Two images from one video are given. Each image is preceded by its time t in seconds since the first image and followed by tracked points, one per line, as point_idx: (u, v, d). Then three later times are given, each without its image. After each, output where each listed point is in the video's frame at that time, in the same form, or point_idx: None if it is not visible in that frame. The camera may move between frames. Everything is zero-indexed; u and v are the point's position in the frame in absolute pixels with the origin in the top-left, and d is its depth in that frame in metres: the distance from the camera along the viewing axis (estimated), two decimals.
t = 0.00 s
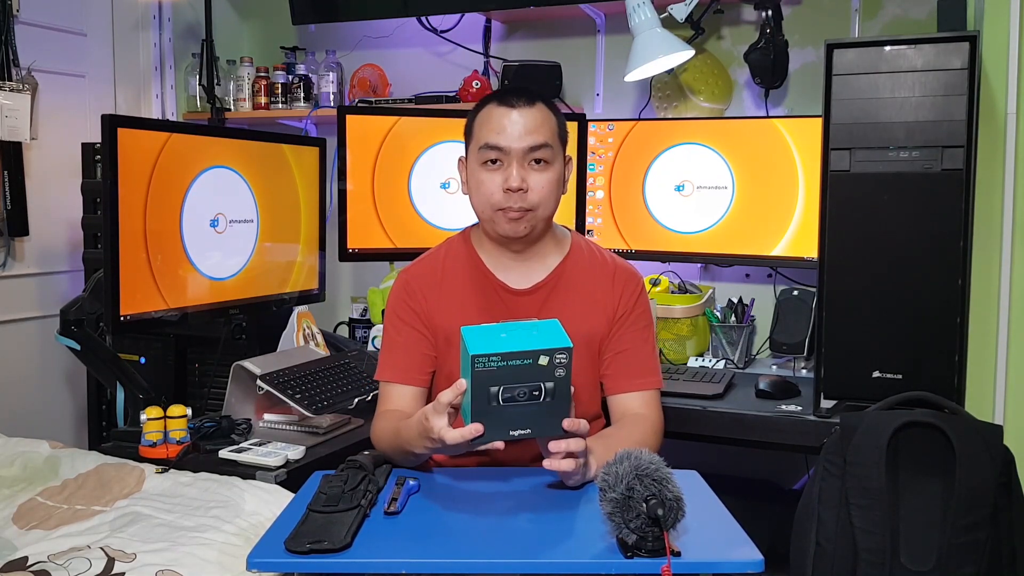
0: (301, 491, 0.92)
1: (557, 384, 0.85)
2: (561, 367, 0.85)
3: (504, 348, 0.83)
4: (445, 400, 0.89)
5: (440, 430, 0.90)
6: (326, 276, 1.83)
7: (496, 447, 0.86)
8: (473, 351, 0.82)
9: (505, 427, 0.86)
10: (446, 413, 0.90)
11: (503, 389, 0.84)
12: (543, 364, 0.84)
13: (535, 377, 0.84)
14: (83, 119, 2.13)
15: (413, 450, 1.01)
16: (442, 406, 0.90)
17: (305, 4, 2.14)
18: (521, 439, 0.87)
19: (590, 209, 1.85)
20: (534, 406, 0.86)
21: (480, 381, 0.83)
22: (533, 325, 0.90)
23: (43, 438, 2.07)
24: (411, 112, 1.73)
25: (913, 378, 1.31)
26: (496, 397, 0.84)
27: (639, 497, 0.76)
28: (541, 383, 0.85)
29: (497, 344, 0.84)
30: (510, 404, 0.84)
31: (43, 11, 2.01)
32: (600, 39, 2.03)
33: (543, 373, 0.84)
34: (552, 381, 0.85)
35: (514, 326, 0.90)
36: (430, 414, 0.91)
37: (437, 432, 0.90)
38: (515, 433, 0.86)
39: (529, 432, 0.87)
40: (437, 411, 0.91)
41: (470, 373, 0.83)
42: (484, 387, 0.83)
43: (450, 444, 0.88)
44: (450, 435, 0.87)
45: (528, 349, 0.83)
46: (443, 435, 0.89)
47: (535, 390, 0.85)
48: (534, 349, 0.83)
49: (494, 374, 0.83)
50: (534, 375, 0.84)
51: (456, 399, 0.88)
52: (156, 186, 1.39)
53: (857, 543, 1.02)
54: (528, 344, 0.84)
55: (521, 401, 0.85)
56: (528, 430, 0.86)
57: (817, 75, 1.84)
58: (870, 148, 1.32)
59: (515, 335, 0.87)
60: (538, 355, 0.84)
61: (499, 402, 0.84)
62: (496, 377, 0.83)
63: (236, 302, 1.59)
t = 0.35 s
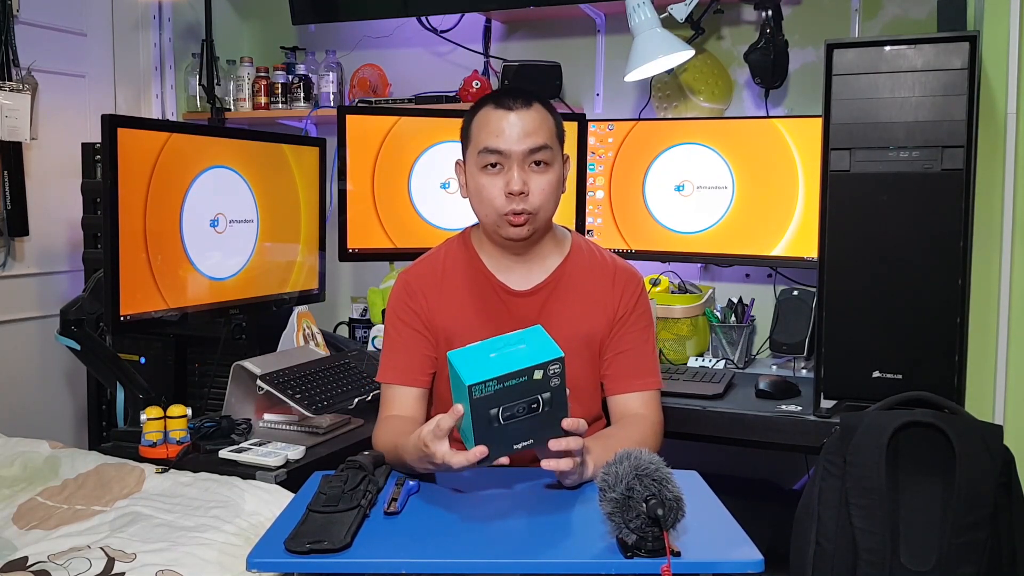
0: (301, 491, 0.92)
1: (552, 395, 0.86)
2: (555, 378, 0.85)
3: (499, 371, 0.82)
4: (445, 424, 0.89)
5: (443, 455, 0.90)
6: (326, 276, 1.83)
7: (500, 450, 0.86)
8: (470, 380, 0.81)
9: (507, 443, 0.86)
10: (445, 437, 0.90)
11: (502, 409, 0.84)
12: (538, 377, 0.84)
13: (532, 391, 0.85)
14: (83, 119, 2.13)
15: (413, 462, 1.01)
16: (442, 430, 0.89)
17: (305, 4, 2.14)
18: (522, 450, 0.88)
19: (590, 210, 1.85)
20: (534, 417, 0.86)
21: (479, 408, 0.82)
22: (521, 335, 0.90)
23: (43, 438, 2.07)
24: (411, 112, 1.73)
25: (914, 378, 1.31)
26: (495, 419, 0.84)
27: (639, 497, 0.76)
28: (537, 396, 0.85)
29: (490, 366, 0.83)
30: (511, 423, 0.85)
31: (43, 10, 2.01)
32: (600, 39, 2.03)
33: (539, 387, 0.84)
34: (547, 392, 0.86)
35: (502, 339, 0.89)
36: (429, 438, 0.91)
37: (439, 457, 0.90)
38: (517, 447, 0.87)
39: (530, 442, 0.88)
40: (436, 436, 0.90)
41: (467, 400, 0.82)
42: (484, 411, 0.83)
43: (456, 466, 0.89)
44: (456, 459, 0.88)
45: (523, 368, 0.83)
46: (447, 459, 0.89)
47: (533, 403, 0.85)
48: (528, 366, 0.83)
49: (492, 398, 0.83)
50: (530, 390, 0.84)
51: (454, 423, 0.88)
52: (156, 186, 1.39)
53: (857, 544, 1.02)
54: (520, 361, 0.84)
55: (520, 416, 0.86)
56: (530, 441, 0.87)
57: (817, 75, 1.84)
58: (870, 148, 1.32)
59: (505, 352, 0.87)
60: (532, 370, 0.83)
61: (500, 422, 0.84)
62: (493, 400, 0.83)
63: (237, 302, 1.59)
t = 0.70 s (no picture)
0: (301, 491, 0.92)
1: (554, 394, 0.86)
2: (557, 377, 0.85)
3: (501, 364, 0.82)
4: (445, 419, 0.87)
5: (441, 451, 0.88)
6: (326, 276, 1.83)
7: (496, 448, 0.85)
8: (471, 370, 0.80)
9: (504, 439, 0.85)
10: (445, 432, 0.89)
11: (501, 403, 0.83)
12: (539, 376, 0.84)
13: (533, 388, 0.84)
14: (83, 119, 2.13)
15: (412, 459, 1.01)
16: (442, 425, 0.88)
17: (306, 4, 2.14)
18: (520, 449, 0.86)
19: (590, 210, 1.85)
20: (532, 416, 0.85)
21: (479, 399, 0.82)
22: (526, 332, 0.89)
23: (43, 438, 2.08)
24: (410, 112, 1.73)
25: (913, 378, 1.31)
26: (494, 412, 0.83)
27: (639, 497, 0.76)
28: (538, 394, 0.85)
29: (494, 358, 0.83)
30: (510, 418, 0.84)
31: (43, 11, 2.01)
32: (600, 39, 2.03)
33: (540, 385, 0.84)
34: (549, 390, 0.85)
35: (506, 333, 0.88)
36: (429, 433, 0.90)
37: (437, 453, 0.89)
38: (515, 444, 0.86)
39: (528, 442, 0.87)
40: (436, 431, 0.89)
41: (467, 392, 0.82)
42: (482, 403, 0.82)
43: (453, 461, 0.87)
44: (453, 454, 0.86)
45: (526, 363, 0.82)
46: (445, 455, 0.88)
47: (533, 400, 0.85)
48: (531, 363, 0.83)
49: (492, 390, 0.82)
50: (531, 387, 0.84)
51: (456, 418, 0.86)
52: (156, 186, 1.39)
53: (857, 544, 1.02)
54: (523, 357, 0.83)
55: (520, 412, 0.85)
56: (527, 440, 0.86)
57: (817, 75, 1.84)
58: (870, 148, 1.32)
59: (509, 346, 0.85)
60: (535, 367, 0.83)
61: (499, 416, 0.84)
62: (494, 393, 0.82)
63: (236, 302, 1.59)
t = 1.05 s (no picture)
0: (302, 491, 0.92)
1: (555, 414, 0.83)
2: (558, 401, 0.82)
3: (498, 395, 0.79)
4: (442, 433, 0.89)
5: (441, 462, 0.89)
6: (326, 276, 1.83)
7: (498, 457, 0.86)
8: (468, 404, 0.78)
9: (504, 451, 0.85)
10: (445, 444, 0.90)
11: (500, 425, 0.82)
12: (539, 401, 0.81)
13: (533, 411, 0.82)
14: (83, 119, 2.13)
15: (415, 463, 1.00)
16: (439, 439, 0.89)
17: (306, 4, 2.14)
18: (521, 457, 0.87)
19: (590, 210, 1.85)
20: (533, 432, 0.84)
21: (477, 425, 0.81)
22: (527, 349, 0.85)
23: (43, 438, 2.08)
24: (411, 112, 1.73)
25: (913, 378, 1.31)
26: (492, 431, 0.82)
27: (639, 497, 0.76)
28: (539, 415, 0.82)
29: (492, 387, 0.80)
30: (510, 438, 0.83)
31: (43, 10, 2.01)
32: (600, 39, 2.03)
33: (539, 409, 0.81)
34: (549, 412, 0.82)
35: (507, 349, 0.85)
36: (429, 444, 0.91)
37: (439, 465, 0.90)
38: (515, 454, 0.86)
39: (528, 451, 0.87)
40: (435, 442, 0.90)
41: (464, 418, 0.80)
42: (480, 428, 0.81)
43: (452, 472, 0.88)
44: (453, 466, 0.87)
45: (525, 393, 0.79)
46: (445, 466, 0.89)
47: (533, 419, 0.83)
48: (530, 391, 0.79)
49: (490, 417, 0.80)
50: (530, 411, 0.81)
51: (453, 430, 0.87)
52: (156, 186, 1.39)
53: (857, 544, 1.02)
54: (523, 385, 0.80)
55: (519, 430, 0.83)
56: (526, 450, 0.86)
57: (817, 76, 1.84)
58: (870, 148, 1.32)
59: (510, 370, 0.82)
60: (534, 395, 0.80)
61: (498, 435, 0.83)
62: (492, 418, 0.81)
63: (237, 302, 1.59)
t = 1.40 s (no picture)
0: (302, 491, 0.92)
1: (556, 430, 0.82)
2: (559, 419, 0.80)
3: (497, 420, 0.78)
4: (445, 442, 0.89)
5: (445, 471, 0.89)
6: (326, 277, 1.83)
7: (500, 465, 0.87)
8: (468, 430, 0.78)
9: (508, 460, 0.86)
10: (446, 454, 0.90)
11: (503, 443, 0.82)
12: (539, 422, 0.80)
13: (535, 429, 0.81)
14: (83, 119, 2.13)
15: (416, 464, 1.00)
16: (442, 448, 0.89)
17: (305, 4, 2.14)
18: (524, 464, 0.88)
19: (590, 210, 1.85)
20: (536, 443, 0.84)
21: (479, 444, 0.80)
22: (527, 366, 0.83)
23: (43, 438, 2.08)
24: (411, 112, 1.73)
25: (913, 378, 1.31)
26: (496, 447, 0.82)
27: (639, 497, 0.76)
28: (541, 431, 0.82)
29: (492, 411, 0.79)
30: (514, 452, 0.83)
31: (43, 10, 2.01)
32: (600, 39, 2.03)
33: (540, 428, 0.80)
34: (551, 428, 0.82)
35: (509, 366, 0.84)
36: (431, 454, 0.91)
37: (442, 474, 0.90)
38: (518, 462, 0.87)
39: (531, 459, 0.88)
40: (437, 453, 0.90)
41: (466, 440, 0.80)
42: (484, 445, 0.81)
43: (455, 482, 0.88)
44: (457, 477, 0.87)
45: (524, 417, 0.78)
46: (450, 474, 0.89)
47: (535, 435, 0.82)
48: (529, 416, 0.78)
49: (492, 437, 0.80)
50: (531, 429, 0.80)
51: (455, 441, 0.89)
52: (156, 186, 1.39)
53: (857, 544, 1.02)
54: (522, 407, 0.79)
55: (522, 444, 0.83)
56: (530, 458, 0.87)
57: (817, 76, 1.84)
58: (870, 148, 1.32)
59: (509, 390, 0.81)
60: (534, 417, 0.78)
61: (501, 450, 0.83)
62: (493, 439, 0.80)
63: (237, 302, 1.59)
